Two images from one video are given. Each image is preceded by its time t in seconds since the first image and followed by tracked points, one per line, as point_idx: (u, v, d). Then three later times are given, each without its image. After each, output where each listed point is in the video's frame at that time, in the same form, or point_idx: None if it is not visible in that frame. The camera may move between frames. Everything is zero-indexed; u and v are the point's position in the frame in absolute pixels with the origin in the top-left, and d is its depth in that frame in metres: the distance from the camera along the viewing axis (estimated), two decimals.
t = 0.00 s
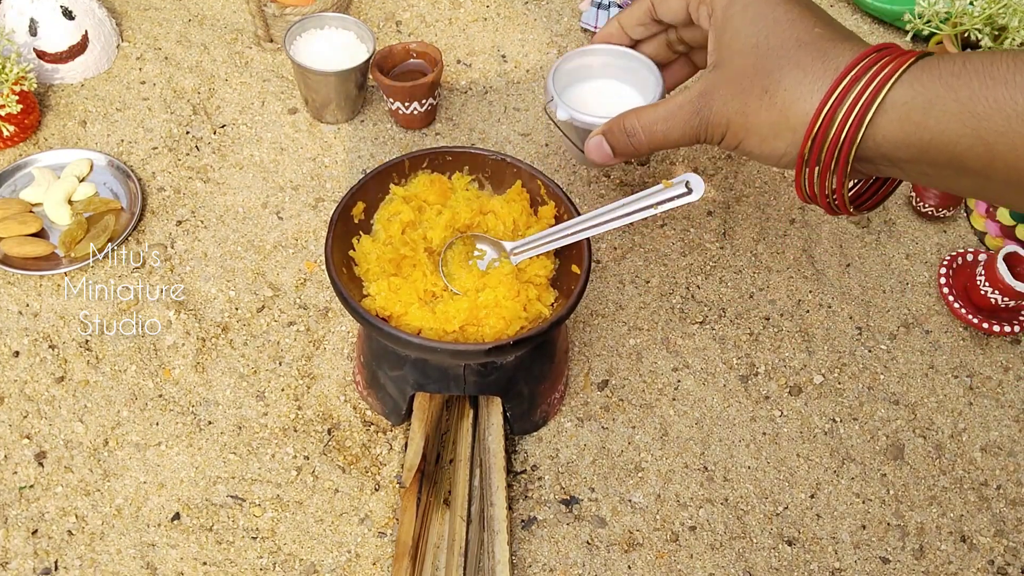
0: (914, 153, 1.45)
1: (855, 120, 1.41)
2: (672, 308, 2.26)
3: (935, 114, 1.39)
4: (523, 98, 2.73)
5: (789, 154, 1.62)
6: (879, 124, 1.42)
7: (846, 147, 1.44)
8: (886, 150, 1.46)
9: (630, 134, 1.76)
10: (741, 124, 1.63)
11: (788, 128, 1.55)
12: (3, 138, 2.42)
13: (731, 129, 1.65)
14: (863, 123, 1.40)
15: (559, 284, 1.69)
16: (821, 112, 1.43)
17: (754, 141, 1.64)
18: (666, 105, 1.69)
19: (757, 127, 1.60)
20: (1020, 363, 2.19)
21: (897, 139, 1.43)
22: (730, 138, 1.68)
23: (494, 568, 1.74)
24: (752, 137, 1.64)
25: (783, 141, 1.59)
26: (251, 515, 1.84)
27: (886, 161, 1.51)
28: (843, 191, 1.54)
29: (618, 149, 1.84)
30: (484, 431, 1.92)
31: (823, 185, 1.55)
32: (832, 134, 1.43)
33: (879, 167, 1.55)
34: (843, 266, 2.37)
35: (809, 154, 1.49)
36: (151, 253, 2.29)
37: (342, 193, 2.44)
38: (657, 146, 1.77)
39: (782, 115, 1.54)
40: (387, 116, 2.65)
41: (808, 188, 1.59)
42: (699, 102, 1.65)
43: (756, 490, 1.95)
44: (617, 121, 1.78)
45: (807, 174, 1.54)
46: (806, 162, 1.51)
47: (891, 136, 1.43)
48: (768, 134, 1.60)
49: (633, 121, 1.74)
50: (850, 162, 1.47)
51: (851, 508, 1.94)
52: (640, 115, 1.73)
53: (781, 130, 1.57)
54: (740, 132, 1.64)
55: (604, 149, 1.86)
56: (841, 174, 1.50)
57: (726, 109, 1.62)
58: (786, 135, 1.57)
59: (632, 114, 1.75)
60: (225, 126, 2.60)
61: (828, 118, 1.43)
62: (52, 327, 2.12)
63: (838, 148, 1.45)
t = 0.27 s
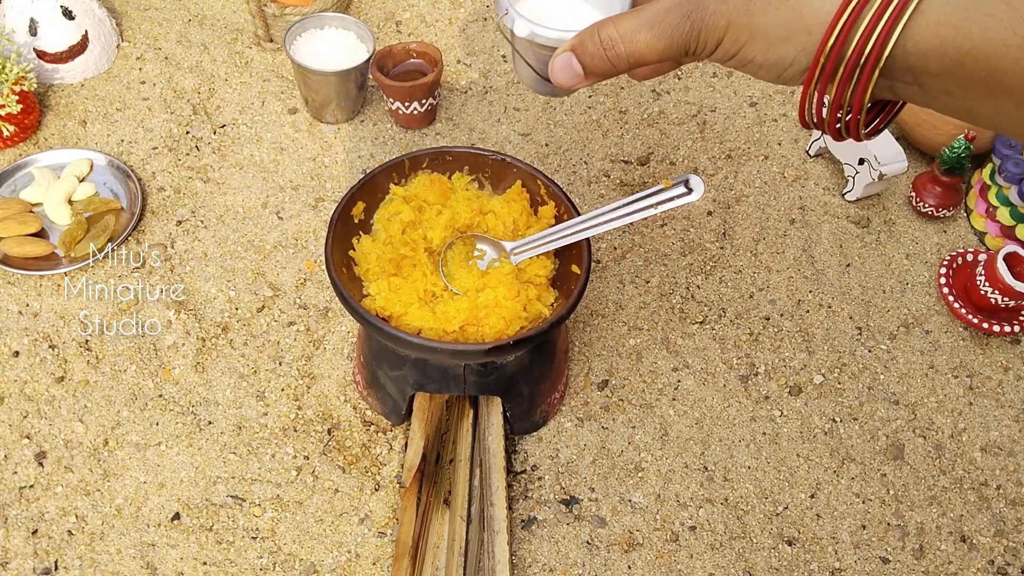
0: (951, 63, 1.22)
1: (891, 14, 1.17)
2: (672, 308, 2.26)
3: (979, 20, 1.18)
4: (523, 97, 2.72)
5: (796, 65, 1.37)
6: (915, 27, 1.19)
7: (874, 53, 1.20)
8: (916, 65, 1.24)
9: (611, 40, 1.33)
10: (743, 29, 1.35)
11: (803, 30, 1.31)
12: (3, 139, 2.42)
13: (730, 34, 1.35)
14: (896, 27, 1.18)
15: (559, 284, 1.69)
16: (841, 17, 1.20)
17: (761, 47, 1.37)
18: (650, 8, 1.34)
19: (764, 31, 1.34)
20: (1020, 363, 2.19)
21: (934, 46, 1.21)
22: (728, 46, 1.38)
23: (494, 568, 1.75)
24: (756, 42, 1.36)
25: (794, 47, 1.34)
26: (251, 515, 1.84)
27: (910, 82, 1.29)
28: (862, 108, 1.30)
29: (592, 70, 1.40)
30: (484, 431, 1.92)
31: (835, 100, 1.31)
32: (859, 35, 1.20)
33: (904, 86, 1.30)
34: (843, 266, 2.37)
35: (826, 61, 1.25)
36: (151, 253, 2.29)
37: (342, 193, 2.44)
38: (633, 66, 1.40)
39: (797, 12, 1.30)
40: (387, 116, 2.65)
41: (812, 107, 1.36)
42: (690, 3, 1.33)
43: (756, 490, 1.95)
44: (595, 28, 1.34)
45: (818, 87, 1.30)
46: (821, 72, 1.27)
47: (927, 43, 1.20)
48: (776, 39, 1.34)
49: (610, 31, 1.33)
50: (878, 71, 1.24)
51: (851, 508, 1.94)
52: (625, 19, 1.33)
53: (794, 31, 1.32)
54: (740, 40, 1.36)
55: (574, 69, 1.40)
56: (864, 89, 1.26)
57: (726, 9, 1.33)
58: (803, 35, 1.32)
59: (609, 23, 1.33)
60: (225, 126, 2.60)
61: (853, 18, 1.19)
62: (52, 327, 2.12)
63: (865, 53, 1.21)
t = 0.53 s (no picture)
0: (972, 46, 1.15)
1: None
2: (672, 308, 2.26)
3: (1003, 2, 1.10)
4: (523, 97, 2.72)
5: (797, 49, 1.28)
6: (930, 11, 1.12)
7: (891, 37, 1.13)
8: (934, 47, 1.17)
9: (589, 36, 1.21)
10: (738, 11, 1.25)
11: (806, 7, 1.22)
12: (3, 139, 2.42)
13: (723, 16, 1.26)
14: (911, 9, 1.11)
15: (559, 284, 1.69)
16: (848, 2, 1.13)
17: (757, 30, 1.28)
18: None
19: (761, 11, 1.25)
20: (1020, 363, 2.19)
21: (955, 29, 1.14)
22: (722, 29, 1.28)
23: (494, 568, 1.75)
24: (754, 24, 1.27)
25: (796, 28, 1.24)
26: (251, 515, 1.84)
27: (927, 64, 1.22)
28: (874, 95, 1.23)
29: (569, 71, 1.26)
30: (484, 431, 1.93)
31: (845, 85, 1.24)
32: (872, 17, 1.12)
33: (922, 68, 1.24)
34: (843, 265, 2.37)
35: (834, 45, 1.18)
36: (151, 253, 2.29)
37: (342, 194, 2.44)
38: (614, 62, 1.28)
39: None
40: (387, 116, 2.65)
41: (820, 96, 1.31)
42: None
43: (756, 490, 1.95)
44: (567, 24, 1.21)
45: (826, 72, 1.24)
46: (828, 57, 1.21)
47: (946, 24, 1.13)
48: (775, 19, 1.25)
49: (588, 25, 1.20)
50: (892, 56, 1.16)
51: (851, 508, 1.94)
52: (605, 9, 1.22)
53: (795, 9, 1.23)
54: (734, 23, 1.27)
55: (550, 71, 1.26)
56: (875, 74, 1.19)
57: None
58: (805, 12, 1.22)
59: (583, 15, 1.21)
60: (225, 126, 2.60)
61: None
62: (52, 327, 2.12)
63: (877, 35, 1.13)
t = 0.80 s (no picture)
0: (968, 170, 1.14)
1: (911, 115, 1.07)
2: (672, 308, 2.26)
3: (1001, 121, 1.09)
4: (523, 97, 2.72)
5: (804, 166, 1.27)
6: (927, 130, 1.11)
7: (891, 154, 1.10)
8: (929, 164, 1.16)
9: (594, 143, 1.23)
10: (743, 127, 1.23)
11: (811, 131, 1.20)
12: (3, 138, 2.42)
13: (728, 136, 1.25)
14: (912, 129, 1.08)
15: (559, 284, 1.69)
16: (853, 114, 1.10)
17: (764, 145, 1.25)
18: (638, 103, 1.22)
19: (768, 133, 1.23)
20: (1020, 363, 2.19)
21: (951, 147, 1.12)
22: (729, 145, 1.27)
23: (494, 568, 1.75)
24: (760, 143, 1.25)
25: (804, 147, 1.23)
26: (250, 515, 1.84)
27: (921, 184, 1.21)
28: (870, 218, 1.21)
29: (579, 172, 1.29)
30: (484, 431, 1.93)
31: (841, 205, 1.22)
32: (875, 132, 1.10)
33: (915, 185, 1.23)
34: (843, 265, 2.37)
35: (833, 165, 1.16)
36: (151, 253, 2.29)
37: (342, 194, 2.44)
38: (623, 167, 1.29)
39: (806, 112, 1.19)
40: (387, 117, 2.65)
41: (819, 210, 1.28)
42: (683, 98, 1.22)
43: (756, 490, 1.95)
44: (579, 128, 1.24)
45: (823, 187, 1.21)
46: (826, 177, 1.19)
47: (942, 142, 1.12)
48: (781, 140, 1.23)
49: (596, 133, 1.23)
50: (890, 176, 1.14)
51: (851, 508, 1.94)
52: (611, 116, 1.22)
53: (802, 133, 1.21)
54: (740, 141, 1.26)
55: (562, 173, 1.30)
56: (874, 195, 1.17)
57: (724, 99, 1.21)
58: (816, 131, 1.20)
59: (593, 123, 1.23)
60: (225, 126, 2.60)
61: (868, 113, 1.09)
62: (52, 327, 2.12)
63: (878, 157, 1.11)
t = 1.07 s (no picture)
0: (951, 192, 1.14)
1: (899, 132, 1.06)
2: (672, 308, 2.26)
3: (984, 144, 1.09)
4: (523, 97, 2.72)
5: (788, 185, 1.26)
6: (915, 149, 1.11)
7: (878, 173, 1.09)
8: (915, 183, 1.15)
9: (585, 155, 1.26)
10: (730, 142, 1.23)
11: (798, 149, 1.20)
12: (3, 138, 2.42)
13: (716, 152, 1.25)
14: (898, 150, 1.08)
15: (559, 284, 1.69)
16: (840, 133, 1.09)
17: (751, 161, 1.25)
18: (629, 116, 1.24)
19: (755, 150, 1.23)
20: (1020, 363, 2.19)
21: (936, 169, 1.12)
22: (717, 160, 1.27)
23: (494, 567, 1.75)
24: (748, 160, 1.25)
25: (790, 165, 1.23)
26: (250, 515, 1.84)
27: (904, 204, 1.21)
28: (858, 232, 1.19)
29: (572, 184, 1.32)
30: (484, 431, 1.93)
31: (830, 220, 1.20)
32: (862, 152, 1.09)
33: (900, 205, 1.22)
34: (843, 265, 2.37)
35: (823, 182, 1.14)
36: (151, 253, 2.29)
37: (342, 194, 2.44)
38: (614, 179, 1.30)
39: (794, 129, 1.19)
40: (387, 117, 2.65)
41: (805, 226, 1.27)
42: (673, 113, 1.23)
43: (756, 490, 1.95)
44: (571, 139, 1.26)
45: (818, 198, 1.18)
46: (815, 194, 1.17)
47: (928, 164, 1.12)
48: (768, 157, 1.24)
49: (589, 144, 1.24)
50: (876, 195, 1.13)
51: (851, 508, 1.94)
52: (603, 129, 1.24)
53: (789, 150, 1.21)
54: (728, 159, 1.26)
55: (555, 183, 1.32)
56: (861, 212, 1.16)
57: (712, 115, 1.22)
58: (803, 148, 1.19)
59: (586, 134, 1.25)
60: (225, 126, 2.60)
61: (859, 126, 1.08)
62: (52, 327, 2.12)
63: (864, 173, 1.10)
